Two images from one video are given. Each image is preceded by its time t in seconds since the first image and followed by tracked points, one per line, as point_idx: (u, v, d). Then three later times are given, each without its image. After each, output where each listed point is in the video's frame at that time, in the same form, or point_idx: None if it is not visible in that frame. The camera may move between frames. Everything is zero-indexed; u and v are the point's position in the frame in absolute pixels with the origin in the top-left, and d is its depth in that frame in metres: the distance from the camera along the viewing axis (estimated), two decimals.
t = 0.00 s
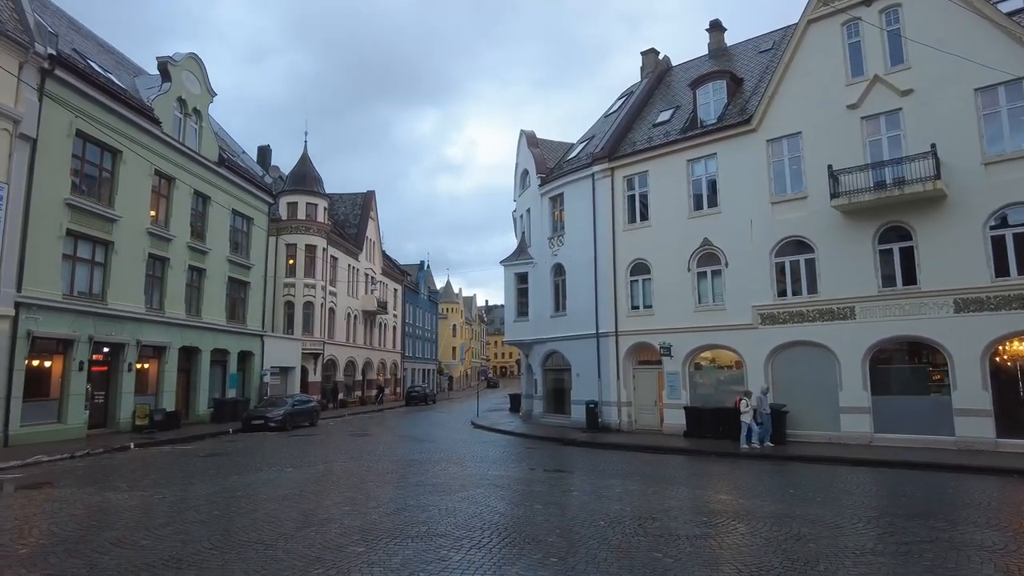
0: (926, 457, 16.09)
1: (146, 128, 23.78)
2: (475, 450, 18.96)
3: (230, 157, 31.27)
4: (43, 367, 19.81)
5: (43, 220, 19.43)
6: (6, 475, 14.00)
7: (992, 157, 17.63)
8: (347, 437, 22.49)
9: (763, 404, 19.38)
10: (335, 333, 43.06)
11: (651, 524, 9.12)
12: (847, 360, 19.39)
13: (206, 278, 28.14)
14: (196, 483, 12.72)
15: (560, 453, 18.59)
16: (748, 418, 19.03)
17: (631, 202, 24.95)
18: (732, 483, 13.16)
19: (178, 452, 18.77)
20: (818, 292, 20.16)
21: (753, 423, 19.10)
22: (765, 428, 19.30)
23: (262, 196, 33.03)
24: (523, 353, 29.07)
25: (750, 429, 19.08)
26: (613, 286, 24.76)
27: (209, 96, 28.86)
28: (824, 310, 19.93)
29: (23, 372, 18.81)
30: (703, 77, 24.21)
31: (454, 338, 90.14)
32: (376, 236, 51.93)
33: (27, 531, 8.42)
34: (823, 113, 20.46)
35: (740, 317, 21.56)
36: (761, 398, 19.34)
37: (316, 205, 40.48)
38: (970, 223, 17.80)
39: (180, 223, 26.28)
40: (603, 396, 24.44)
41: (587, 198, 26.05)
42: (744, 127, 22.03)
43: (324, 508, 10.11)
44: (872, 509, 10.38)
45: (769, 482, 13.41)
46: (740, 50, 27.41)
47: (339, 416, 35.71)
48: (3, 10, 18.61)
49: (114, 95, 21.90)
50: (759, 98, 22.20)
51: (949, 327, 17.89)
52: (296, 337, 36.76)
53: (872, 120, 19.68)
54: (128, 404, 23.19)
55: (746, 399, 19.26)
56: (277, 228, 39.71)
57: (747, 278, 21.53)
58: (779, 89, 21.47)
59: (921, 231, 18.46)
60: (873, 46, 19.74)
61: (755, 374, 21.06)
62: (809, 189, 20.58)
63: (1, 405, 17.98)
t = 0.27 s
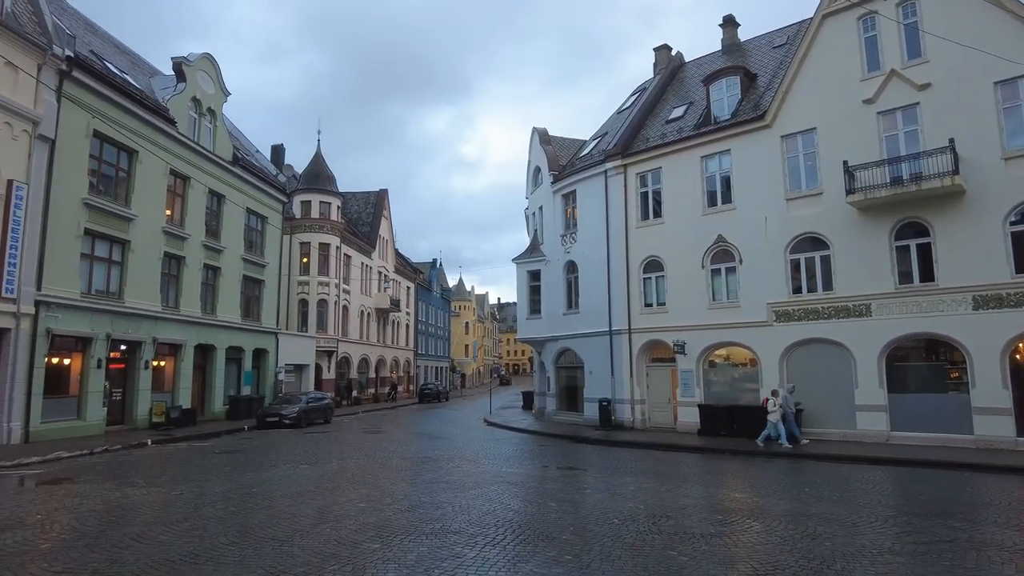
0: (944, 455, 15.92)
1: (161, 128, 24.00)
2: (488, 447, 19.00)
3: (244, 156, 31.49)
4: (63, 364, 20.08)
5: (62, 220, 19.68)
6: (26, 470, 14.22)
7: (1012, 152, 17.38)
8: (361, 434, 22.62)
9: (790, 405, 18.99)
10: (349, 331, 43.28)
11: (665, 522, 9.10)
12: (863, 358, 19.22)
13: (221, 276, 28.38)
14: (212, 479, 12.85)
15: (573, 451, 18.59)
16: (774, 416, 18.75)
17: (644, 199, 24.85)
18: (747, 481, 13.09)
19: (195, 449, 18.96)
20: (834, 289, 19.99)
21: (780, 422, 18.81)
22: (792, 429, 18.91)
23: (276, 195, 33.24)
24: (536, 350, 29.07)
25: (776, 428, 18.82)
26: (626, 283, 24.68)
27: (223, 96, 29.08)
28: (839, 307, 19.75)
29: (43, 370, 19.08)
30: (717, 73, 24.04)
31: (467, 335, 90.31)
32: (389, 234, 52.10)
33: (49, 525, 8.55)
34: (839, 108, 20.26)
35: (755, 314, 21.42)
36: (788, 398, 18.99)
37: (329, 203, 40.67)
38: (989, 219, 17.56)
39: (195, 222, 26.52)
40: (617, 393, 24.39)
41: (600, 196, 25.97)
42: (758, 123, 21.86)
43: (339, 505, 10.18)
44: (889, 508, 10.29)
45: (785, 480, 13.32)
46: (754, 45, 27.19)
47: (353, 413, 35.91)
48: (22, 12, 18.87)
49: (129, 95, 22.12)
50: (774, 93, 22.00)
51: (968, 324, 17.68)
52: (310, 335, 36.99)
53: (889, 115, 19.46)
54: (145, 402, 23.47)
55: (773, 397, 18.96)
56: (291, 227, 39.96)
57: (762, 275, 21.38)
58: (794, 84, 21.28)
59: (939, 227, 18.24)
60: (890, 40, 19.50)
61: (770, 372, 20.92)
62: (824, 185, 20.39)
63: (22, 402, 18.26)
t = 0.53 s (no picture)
0: (962, 455, 15.74)
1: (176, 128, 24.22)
2: (501, 445, 19.02)
3: (258, 155, 31.71)
4: (82, 362, 20.33)
5: (80, 219, 19.92)
6: (46, 466, 14.42)
7: None
8: (375, 432, 22.71)
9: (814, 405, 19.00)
10: (362, 329, 43.49)
11: (680, 521, 9.08)
12: (880, 356, 19.03)
13: (236, 275, 28.61)
14: (228, 476, 12.96)
15: (587, 449, 18.56)
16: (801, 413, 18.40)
17: (657, 197, 24.74)
18: (762, 481, 13.01)
19: (211, 446, 19.14)
20: (850, 287, 19.80)
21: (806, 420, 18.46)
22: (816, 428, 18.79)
23: (290, 194, 33.44)
24: (548, 348, 29.06)
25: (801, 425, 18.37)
26: (639, 281, 24.59)
27: (238, 96, 29.30)
28: (855, 305, 19.57)
29: (62, 367, 19.33)
30: (731, 69, 23.88)
31: (479, 333, 90.43)
32: (401, 232, 52.26)
33: (70, 521, 8.67)
34: (855, 104, 20.06)
35: (770, 312, 21.26)
36: (814, 397, 19.00)
37: (343, 202, 40.86)
38: (1008, 216, 17.33)
39: (210, 221, 26.74)
40: (630, 392, 24.33)
41: (613, 193, 25.89)
42: (773, 119, 21.70)
43: (354, 502, 10.24)
44: (907, 508, 10.19)
45: (800, 480, 13.23)
46: (768, 41, 26.98)
47: (366, 411, 36.09)
48: (41, 15, 19.12)
49: (145, 96, 22.33)
50: (788, 89, 21.82)
51: (986, 322, 17.46)
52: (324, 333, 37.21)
53: (906, 111, 19.24)
54: (161, 400, 23.71)
55: (801, 394, 18.70)
56: (304, 225, 40.19)
57: (776, 273, 21.23)
58: (809, 80, 21.10)
59: (957, 224, 18.02)
60: (907, 35, 19.27)
61: (785, 370, 20.78)
62: (840, 182, 20.20)
63: (42, 399, 18.50)
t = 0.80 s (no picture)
0: (978, 454, 15.59)
1: (190, 128, 24.40)
2: (512, 443, 19.05)
3: (270, 154, 31.89)
4: (97, 360, 20.55)
5: (96, 219, 20.12)
6: (64, 462, 14.61)
7: None
8: (387, 429, 22.82)
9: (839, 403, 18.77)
10: (374, 327, 43.66)
11: (694, 519, 9.05)
12: (894, 354, 18.87)
13: (249, 274, 28.80)
14: (243, 473, 13.06)
15: (598, 447, 18.55)
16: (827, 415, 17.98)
17: (669, 194, 24.65)
18: (776, 479, 12.95)
19: (225, 443, 19.30)
20: (864, 284, 19.65)
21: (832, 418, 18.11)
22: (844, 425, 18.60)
23: (302, 193, 33.60)
24: (560, 346, 29.05)
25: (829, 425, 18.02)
26: (650, 279, 24.52)
27: (250, 96, 29.47)
28: (869, 303, 19.42)
29: (78, 365, 19.55)
30: (743, 65, 23.74)
31: (490, 331, 90.57)
32: (412, 230, 52.39)
33: (88, 516, 8.79)
34: (869, 101, 19.89)
35: (783, 310, 21.14)
36: (838, 394, 18.75)
37: (354, 201, 41.00)
38: None
39: (223, 220, 26.92)
40: (641, 390, 24.28)
41: (624, 191, 25.82)
42: (785, 116, 21.55)
43: (368, 498, 10.30)
44: (923, 507, 10.10)
45: (814, 478, 13.16)
46: (781, 37, 26.79)
47: (378, 408, 36.26)
48: (57, 16, 19.32)
49: (158, 96, 22.51)
50: (801, 85, 21.67)
51: (1003, 320, 17.27)
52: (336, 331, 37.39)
53: (921, 106, 19.05)
54: (176, 397, 23.92)
55: (827, 394, 18.35)
56: (316, 224, 40.38)
57: (789, 270, 21.10)
58: (822, 76, 20.93)
59: (973, 220, 17.84)
60: (923, 29, 19.06)
61: (798, 368, 20.67)
62: (854, 179, 20.03)
63: (59, 397, 18.74)
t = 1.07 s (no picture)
0: (995, 452, 15.43)
1: (202, 127, 24.56)
2: (524, 441, 19.07)
3: (282, 153, 32.06)
4: (113, 358, 20.76)
5: (111, 218, 20.31)
6: (81, 459, 14.79)
7: None
8: (399, 427, 22.92)
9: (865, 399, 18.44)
10: (385, 325, 43.82)
11: (707, 516, 9.02)
12: (909, 352, 18.70)
13: (262, 272, 28.98)
14: (257, 470, 13.16)
15: (610, 445, 18.53)
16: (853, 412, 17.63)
17: (681, 191, 24.55)
18: (789, 477, 12.88)
19: (239, 441, 19.44)
20: (878, 281, 19.48)
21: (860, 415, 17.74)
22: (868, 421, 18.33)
23: (314, 192, 33.75)
24: (571, 344, 29.03)
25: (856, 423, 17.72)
26: (662, 276, 24.44)
27: (262, 95, 29.63)
28: (883, 300, 19.25)
29: (94, 363, 19.75)
30: (755, 62, 23.59)
31: (500, 329, 90.68)
32: (423, 229, 52.51)
33: (107, 511, 8.90)
34: (883, 96, 19.71)
35: (796, 308, 21.01)
36: (866, 391, 18.39)
37: (366, 199, 41.14)
38: None
39: (236, 218, 27.09)
40: (653, 388, 24.22)
41: (635, 188, 25.74)
42: (798, 112, 21.39)
43: (381, 495, 10.34)
44: (940, 506, 10.01)
45: (828, 476, 13.08)
46: (793, 33, 26.60)
47: (390, 406, 36.39)
48: (73, 17, 19.50)
49: (172, 96, 22.69)
50: (814, 81, 21.51)
51: (1020, 318, 17.06)
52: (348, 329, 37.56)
53: (936, 102, 18.85)
54: (190, 395, 24.12)
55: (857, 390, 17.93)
56: (328, 223, 40.56)
57: (803, 268, 20.95)
58: (836, 72, 20.75)
59: (990, 217, 17.63)
60: (938, 24, 18.86)
61: (811, 366, 20.54)
62: (868, 175, 19.86)
63: (76, 395, 18.97)
